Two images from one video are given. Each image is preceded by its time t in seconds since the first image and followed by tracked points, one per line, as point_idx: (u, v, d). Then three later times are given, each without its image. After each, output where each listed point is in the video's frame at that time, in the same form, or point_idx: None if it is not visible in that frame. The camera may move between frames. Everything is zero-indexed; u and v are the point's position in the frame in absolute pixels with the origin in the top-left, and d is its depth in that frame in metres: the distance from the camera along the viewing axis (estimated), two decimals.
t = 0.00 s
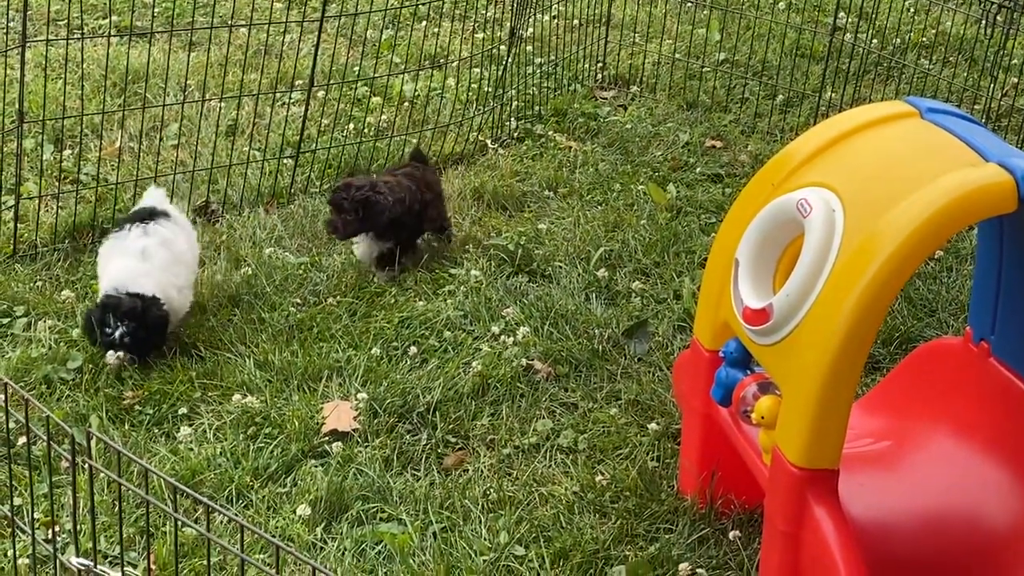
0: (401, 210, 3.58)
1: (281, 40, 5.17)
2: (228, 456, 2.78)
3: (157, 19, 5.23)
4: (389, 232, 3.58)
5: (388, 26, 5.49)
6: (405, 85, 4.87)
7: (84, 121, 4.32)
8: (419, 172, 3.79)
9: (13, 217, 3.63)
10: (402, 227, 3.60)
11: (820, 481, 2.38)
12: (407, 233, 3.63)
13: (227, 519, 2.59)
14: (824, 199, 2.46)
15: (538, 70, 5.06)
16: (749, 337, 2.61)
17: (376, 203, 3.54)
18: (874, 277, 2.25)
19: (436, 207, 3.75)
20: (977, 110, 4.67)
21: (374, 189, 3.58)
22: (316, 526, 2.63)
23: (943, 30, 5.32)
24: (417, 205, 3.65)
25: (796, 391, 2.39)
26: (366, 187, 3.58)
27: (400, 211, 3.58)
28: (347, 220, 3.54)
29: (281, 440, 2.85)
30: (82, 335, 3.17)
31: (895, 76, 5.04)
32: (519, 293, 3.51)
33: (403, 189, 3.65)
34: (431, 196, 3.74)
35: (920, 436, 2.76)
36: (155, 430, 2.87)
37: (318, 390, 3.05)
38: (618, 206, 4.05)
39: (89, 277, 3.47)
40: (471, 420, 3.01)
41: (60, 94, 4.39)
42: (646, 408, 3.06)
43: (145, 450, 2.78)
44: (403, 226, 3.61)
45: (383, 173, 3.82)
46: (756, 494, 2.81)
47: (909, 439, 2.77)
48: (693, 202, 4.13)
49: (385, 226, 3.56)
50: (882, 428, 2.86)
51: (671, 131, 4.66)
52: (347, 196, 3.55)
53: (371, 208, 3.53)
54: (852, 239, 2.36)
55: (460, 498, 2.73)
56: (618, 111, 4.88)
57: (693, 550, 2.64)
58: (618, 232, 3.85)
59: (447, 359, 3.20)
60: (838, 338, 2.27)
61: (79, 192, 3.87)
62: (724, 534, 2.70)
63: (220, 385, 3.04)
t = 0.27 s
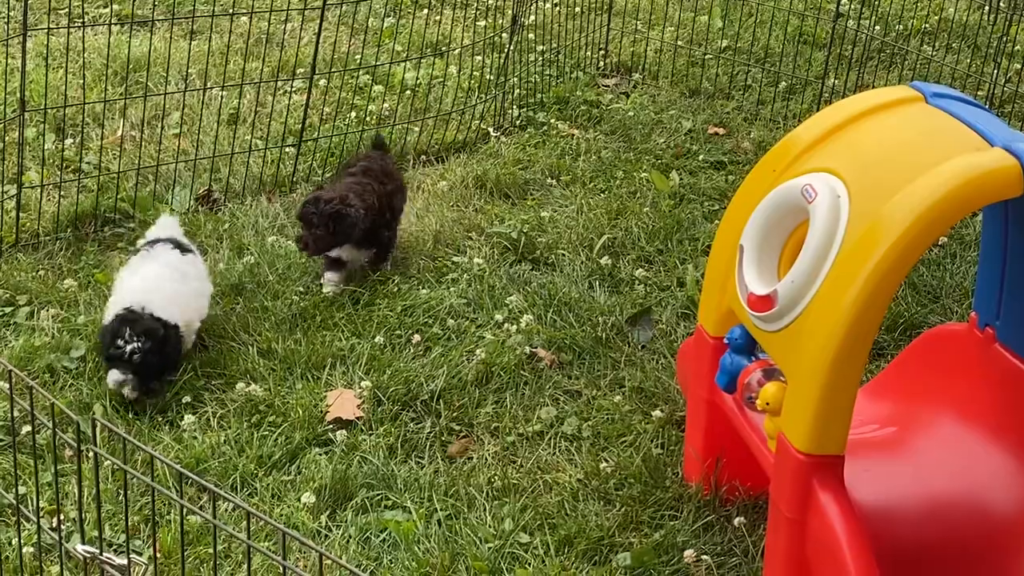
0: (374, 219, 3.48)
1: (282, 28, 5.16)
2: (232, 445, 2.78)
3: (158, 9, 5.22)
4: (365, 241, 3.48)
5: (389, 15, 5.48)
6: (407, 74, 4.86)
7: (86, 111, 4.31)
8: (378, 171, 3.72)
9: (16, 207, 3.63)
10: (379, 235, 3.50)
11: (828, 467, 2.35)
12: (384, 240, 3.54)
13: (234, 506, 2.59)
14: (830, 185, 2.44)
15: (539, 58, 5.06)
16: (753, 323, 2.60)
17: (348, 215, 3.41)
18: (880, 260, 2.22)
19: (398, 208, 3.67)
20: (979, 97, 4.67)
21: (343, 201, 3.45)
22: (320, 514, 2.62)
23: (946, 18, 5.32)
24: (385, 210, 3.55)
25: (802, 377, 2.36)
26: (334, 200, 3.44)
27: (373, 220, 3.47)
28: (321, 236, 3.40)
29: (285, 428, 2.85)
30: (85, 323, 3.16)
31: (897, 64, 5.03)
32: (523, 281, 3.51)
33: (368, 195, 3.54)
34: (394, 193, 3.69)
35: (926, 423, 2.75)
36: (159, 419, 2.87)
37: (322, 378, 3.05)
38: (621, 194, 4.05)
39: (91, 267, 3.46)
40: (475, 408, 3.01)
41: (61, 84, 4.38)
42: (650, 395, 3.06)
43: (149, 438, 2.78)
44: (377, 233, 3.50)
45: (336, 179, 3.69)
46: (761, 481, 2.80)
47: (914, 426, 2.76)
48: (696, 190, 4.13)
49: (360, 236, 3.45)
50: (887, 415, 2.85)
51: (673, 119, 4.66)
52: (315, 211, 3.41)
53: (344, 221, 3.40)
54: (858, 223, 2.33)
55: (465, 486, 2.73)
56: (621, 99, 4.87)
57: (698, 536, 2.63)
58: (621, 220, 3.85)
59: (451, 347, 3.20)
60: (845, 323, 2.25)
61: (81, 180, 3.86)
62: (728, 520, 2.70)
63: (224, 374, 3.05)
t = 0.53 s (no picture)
0: (335, 214, 3.37)
1: (279, 17, 5.13)
2: (232, 437, 2.78)
3: None
4: (324, 233, 3.37)
5: (388, 4, 5.45)
6: (406, 63, 4.84)
7: (83, 101, 4.29)
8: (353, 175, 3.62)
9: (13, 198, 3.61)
10: (339, 230, 3.38)
11: (828, 456, 2.34)
12: (345, 236, 3.41)
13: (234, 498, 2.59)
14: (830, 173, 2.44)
15: (538, 47, 5.04)
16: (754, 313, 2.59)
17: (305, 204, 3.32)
18: (881, 250, 2.22)
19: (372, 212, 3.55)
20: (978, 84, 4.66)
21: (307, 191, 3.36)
22: (321, 506, 2.62)
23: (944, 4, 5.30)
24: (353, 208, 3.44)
25: (802, 367, 2.35)
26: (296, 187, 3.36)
27: (334, 212, 3.36)
28: (277, 222, 3.31)
29: (285, 420, 2.84)
30: (84, 315, 3.15)
31: (895, 51, 5.02)
32: (522, 271, 3.50)
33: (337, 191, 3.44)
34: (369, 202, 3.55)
35: (926, 411, 2.76)
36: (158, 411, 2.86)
37: (322, 370, 3.04)
38: (621, 182, 4.04)
39: (89, 258, 3.45)
40: (476, 398, 3.00)
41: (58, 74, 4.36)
42: (650, 384, 3.06)
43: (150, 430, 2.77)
44: (340, 228, 3.38)
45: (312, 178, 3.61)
46: (762, 470, 2.80)
47: (914, 415, 2.77)
48: (695, 179, 4.12)
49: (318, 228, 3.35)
50: (887, 404, 2.85)
51: (672, 107, 4.64)
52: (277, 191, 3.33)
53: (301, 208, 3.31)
54: (858, 213, 2.32)
55: (465, 477, 2.72)
56: (620, 87, 4.85)
57: (699, 526, 2.63)
58: (621, 209, 3.84)
59: (451, 338, 3.20)
60: (845, 312, 2.24)
61: (79, 171, 3.85)
62: (729, 510, 2.69)
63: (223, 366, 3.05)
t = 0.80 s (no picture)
0: (294, 209, 3.36)
1: (273, 5, 5.11)
2: (229, 426, 2.78)
3: None
4: (281, 227, 3.37)
5: None
6: (400, 50, 4.83)
7: (76, 91, 4.27)
8: (326, 171, 3.57)
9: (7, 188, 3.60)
10: (298, 225, 3.38)
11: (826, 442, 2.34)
12: (304, 230, 3.41)
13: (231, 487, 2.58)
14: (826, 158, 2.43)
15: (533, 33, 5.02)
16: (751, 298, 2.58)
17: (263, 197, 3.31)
18: (878, 235, 2.21)
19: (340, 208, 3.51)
20: (974, 68, 4.66)
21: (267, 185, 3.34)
22: (319, 494, 2.62)
23: None
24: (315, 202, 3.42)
25: (799, 352, 2.34)
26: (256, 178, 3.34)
27: (292, 206, 3.35)
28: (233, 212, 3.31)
29: (282, 409, 2.84)
30: (80, 305, 3.14)
31: (891, 35, 5.01)
32: (518, 258, 3.50)
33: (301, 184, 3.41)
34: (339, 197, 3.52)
35: (923, 394, 2.75)
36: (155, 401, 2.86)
37: (318, 358, 3.04)
38: (617, 169, 4.03)
39: (84, 248, 3.44)
40: (473, 386, 3.00)
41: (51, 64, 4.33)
42: (647, 371, 3.06)
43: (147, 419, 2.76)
44: (297, 223, 3.38)
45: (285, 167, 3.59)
46: (760, 456, 2.80)
47: (911, 399, 2.76)
48: (691, 164, 4.11)
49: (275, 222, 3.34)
50: (884, 388, 2.85)
51: (667, 93, 4.63)
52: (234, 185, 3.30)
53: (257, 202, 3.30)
54: (855, 197, 2.32)
55: (463, 465, 2.72)
56: (615, 73, 4.84)
57: (697, 512, 2.63)
58: (617, 195, 3.84)
59: (447, 325, 3.19)
60: (843, 297, 2.23)
61: (73, 161, 3.83)
62: (727, 496, 2.69)
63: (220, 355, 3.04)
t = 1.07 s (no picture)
0: (256, 206, 3.35)
1: None
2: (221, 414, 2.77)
3: None
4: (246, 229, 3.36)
5: None
6: (388, 36, 4.81)
7: (64, 79, 4.25)
8: (289, 159, 3.49)
9: None
10: (263, 220, 3.35)
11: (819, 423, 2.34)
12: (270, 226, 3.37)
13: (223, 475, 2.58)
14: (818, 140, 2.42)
15: (522, 18, 5.01)
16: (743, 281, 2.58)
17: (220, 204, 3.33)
18: (868, 218, 2.21)
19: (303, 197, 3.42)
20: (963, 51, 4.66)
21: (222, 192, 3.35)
22: (312, 481, 2.61)
23: None
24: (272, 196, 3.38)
25: (791, 334, 2.34)
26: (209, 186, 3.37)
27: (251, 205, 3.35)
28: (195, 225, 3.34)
29: (274, 396, 2.83)
30: (70, 293, 3.13)
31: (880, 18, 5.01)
32: (509, 242, 3.49)
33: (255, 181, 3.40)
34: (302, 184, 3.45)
35: (915, 376, 2.75)
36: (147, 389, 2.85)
37: (310, 345, 3.03)
38: (607, 153, 4.02)
39: (73, 236, 3.42)
40: (465, 371, 3.00)
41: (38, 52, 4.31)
42: (639, 355, 3.06)
43: (138, 406, 2.75)
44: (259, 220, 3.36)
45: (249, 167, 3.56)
46: (752, 438, 2.79)
47: (903, 380, 2.76)
48: (682, 148, 4.11)
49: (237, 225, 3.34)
50: (876, 369, 2.85)
51: (657, 77, 4.62)
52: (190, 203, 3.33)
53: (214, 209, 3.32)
54: (846, 179, 2.31)
55: (456, 450, 2.71)
56: (605, 57, 4.83)
57: (690, 495, 2.64)
58: (607, 179, 3.83)
59: (439, 311, 3.19)
60: (835, 279, 2.23)
61: (61, 149, 3.81)
62: (720, 478, 2.69)
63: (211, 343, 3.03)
